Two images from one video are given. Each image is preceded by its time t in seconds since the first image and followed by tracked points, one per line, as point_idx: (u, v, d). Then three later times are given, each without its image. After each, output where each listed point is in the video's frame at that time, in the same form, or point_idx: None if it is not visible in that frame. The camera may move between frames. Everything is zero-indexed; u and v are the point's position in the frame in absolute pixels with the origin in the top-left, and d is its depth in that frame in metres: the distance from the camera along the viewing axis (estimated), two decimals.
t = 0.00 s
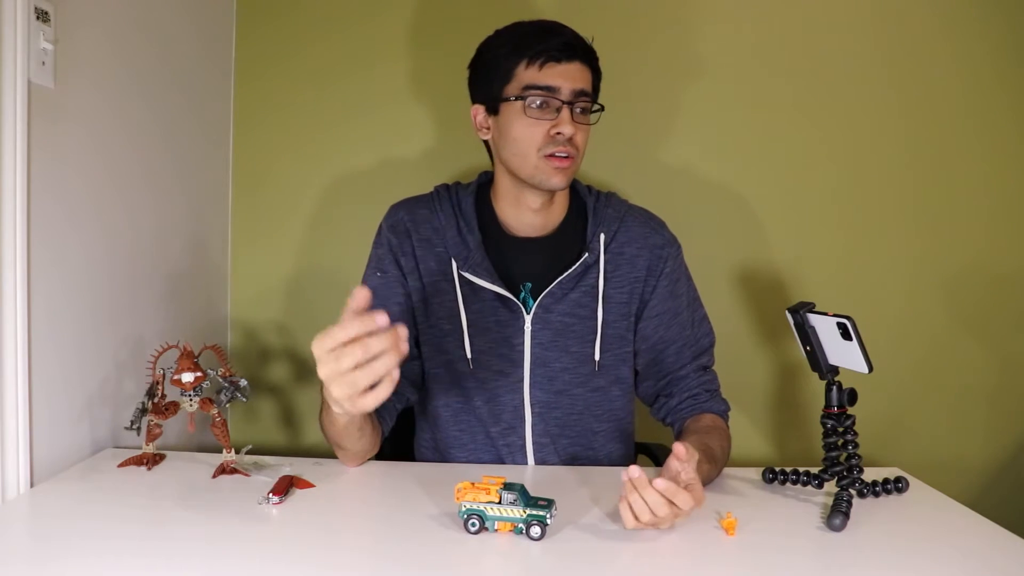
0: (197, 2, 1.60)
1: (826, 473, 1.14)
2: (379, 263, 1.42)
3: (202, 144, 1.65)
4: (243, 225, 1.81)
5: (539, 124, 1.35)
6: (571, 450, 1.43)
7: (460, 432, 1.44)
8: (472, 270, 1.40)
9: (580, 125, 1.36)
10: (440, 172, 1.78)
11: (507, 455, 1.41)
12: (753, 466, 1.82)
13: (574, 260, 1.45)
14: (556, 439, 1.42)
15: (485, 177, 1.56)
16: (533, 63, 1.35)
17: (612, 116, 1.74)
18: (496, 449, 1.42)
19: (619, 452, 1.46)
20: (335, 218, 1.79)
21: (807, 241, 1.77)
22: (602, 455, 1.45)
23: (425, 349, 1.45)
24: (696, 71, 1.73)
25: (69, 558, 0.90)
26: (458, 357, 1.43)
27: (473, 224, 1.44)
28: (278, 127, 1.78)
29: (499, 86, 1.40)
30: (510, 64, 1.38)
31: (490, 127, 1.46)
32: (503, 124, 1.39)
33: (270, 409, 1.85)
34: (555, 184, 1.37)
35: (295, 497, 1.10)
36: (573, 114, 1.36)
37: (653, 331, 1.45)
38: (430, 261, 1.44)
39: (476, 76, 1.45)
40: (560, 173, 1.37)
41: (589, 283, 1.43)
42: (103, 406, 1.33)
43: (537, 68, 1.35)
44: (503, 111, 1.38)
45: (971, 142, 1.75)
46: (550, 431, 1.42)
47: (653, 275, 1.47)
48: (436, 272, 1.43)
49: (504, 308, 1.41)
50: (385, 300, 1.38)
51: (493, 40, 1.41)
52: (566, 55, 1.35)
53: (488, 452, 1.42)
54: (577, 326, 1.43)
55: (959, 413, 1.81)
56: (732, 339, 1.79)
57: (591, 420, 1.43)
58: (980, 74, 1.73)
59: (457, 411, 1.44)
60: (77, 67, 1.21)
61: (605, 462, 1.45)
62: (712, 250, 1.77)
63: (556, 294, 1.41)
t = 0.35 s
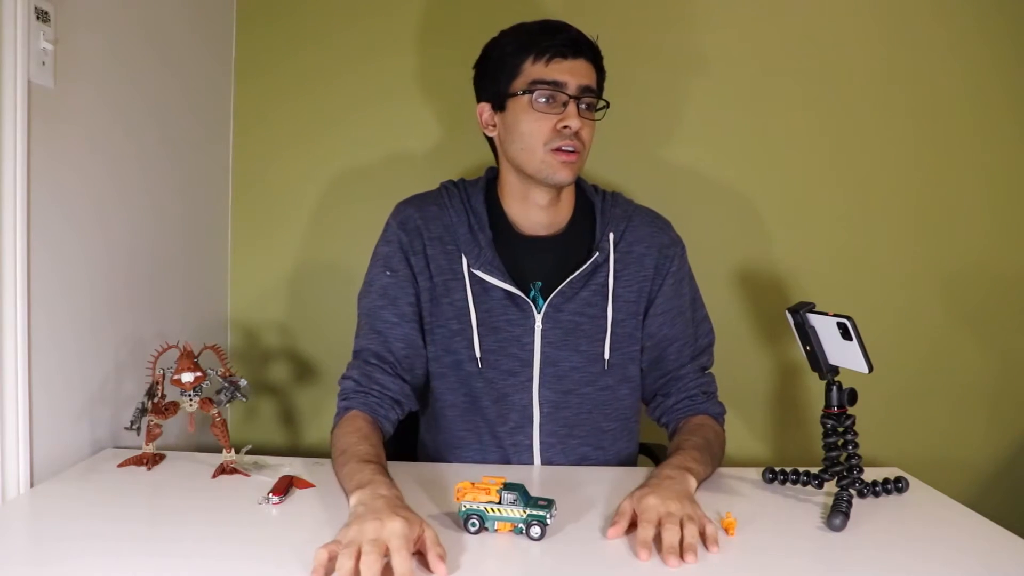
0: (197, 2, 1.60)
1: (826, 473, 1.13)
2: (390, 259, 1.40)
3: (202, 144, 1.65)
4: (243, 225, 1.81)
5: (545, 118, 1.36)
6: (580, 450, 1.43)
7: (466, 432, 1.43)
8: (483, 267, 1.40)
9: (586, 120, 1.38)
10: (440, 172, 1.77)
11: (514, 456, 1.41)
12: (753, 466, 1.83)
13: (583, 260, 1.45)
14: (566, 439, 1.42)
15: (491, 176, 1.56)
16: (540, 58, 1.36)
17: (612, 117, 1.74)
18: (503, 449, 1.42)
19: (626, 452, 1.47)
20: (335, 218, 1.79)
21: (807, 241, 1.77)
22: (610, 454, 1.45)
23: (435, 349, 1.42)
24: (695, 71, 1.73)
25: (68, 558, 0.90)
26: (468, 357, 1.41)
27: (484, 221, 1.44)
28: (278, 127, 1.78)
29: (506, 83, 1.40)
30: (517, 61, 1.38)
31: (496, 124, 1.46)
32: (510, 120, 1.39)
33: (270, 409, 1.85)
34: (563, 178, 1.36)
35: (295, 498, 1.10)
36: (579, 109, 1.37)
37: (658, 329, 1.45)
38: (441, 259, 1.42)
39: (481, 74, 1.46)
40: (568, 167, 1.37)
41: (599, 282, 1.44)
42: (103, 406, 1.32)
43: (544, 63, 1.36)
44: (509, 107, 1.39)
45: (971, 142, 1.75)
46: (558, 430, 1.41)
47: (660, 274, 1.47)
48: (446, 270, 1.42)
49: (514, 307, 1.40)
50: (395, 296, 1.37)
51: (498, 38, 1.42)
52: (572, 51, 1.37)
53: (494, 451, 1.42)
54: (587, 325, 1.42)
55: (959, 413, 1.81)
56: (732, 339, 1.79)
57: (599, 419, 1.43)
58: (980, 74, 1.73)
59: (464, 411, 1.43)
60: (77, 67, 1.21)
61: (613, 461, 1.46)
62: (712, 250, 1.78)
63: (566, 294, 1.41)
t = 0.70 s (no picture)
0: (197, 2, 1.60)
1: (826, 473, 1.13)
2: (390, 262, 1.40)
3: (202, 144, 1.65)
4: (243, 225, 1.81)
5: (529, 116, 1.36)
6: (586, 451, 1.43)
7: (469, 433, 1.43)
8: (485, 268, 1.40)
9: (574, 115, 1.37)
10: (440, 172, 1.77)
11: (518, 455, 1.41)
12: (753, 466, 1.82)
13: (588, 259, 1.45)
14: (572, 439, 1.42)
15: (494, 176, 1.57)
16: (523, 56, 1.37)
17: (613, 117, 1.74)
18: (506, 449, 1.42)
19: (629, 452, 1.46)
20: (334, 218, 1.79)
21: (807, 241, 1.77)
22: (615, 454, 1.45)
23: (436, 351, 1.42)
24: (695, 71, 1.73)
25: (69, 558, 0.90)
26: (469, 358, 1.41)
27: (485, 222, 1.44)
28: (278, 127, 1.78)
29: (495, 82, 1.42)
30: (505, 60, 1.40)
31: (491, 124, 1.47)
32: (500, 120, 1.41)
33: (270, 409, 1.85)
34: (550, 173, 1.37)
35: (295, 497, 1.10)
36: (566, 104, 1.37)
37: (663, 328, 1.45)
38: (441, 261, 1.42)
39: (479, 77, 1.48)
40: (554, 162, 1.36)
41: (604, 281, 1.44)
42: (103, 406, 1.33)
43: (526, 60, 1.37)
44: (498, 107, 1.41)
45: (971, 142, 1.75)
46: (564, 430, 1.42)
47: (666, 273, 1.47)
48: (447, 271, 1.42)
49: (518, 307, 1.40)
50: (395, 298, 1.38)
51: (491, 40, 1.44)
52: (557, 45, 1.37)
53: (498, 451, 1.42)
54: (592, 323, 1.43)
55: (959, 413, 1.81)
56: (732, 339, 1.79)
57: (604, 418, 1.43)
58: (980, 74, 1.73)
59: (466, 412, 1.43)
60: (77, 67, 1.21)
61: (617, 461, 1.45)
62: (712, 250, 1.78)
63: (570, 292, 1.41)
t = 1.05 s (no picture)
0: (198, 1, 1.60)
1: (826, 473, 1.13)
2: (381, 264, 1.42)
3: (202, 143, 1.65)
4: (243, 226, 1.81)
5: (492, 118, 1.37)
6: (578, 450, 1.43)
7: (463, 433, 1.43)
8: (475, 269, 1.40)
9: (537, 110, 1.36)
10: (440, 172, 1.77)
11: (513, 455, 1.41)
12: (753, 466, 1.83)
13: (580, 259, 1.45)
14: (563, 439, 1.42)
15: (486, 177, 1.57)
16: (480, 61, 1.39)
17: (613, 117, 1.75)
18: (500, 449, 1.41)
19: (622, 452, 1.47)
20: (334, 218, 1.79)
21: (807, 241, 1.77)
22: (606, 454, 1.45)
23: (428, 351, 1.44)
24: (695, 71, 1.73)
25: (69, 558, 0.89)
26: (462, 357, 1.42)
27: (473, 223, 1.44)
28: (278, 127, 1.78)
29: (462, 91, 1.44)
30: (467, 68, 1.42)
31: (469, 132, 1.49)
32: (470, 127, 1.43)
33: (270, 409, 1.85)
34: (521, 170, 1.36)
35: (295, 498, 1.10)
36: (527, 101, 1.37)
37: (659, 330, 1.45)
38: (431, 261, 1.43)
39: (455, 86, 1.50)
40: (523, 159, 1.36)
41: (597, 282, 1.43)
42: (103, 406, 1.32)
43: (483, 64, 1.38)
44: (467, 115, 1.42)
45: (971, 142, 1.75)
46: (557, 430, 1.41)
47: (661, 274, 1.47)
48: (437, 272, 1.43)
49: (509, 307, 1.40)
50: (385, 298, 1.40)
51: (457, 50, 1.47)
52: (513, 46, 1.38)
53: (493, 452, 1.42)
54: (585, 325, 1.42)
55: (958, 413, 1.81)
56: (732, 339, 1.79)
57: (596, 418, 1.43)
58: (980, 74, 1.73)
59: (461, 412, 1.43)
60: (77, 67, 1.21)
61: (609, 461, 1.45)
62: (712, 250, 1.78)
63: (561, 292, 1.41)
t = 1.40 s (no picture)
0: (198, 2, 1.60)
1: (826, 473, 1.13)
2: (377, 264, 1.42)
3: (202, 143, 1.65)
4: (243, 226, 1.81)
5: (488, 117, 1.37)
6: (572, 450, 1.42)
7: (458, 433, 1.43)
8: (469, 268, 1.40)
9: (535, 110, 1.37)
10: (440, 172, 1.77)
11: (508, 455, 1.40)
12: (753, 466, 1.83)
13: (574, 260, 1.46)
14: (557, 439, 1.41)
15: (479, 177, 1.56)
16: (478, 59, 1.38)
17: (613, 118, 1.75)
18: (495, 449, 1.41)
19: (615, 452, 1.46)
20: (334, 218, 1.79)
21: (807, 241, 1.77)
22: (600, 454, 1.44)
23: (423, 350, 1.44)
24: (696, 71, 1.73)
25: (69, 558, 0.89)
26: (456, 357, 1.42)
27: (468, 224, 1.44)
28: (278, 127, 1.78)
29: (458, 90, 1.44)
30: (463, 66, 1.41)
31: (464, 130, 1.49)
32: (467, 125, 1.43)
33: (270, 410, 1.85)
34: (517, 171, 1.37)
35: (295, 497, 1.10)
36: (525, 100, 1.37)
37: (653, 332, 1.45)
38: (426, 261, 1.43)
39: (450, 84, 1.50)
40: (518, 159, 1.36)
41: (590, 283, 1.44)
42: (103, 406, 1.32)
43: (482, 63, 1.38)
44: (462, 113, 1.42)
45: (970, 141, 1.75)
46: (551, 430, 1.41)
47: (654, 276, 1.47)
48: (431, 271, 1.43)
49: (503, 306, 1.40)
50: (380, 297, 1.39)
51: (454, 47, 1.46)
52: (510, 45, 1.38)
53: (488, 451, 1.41)
54: (578, 325, 1.43)
55: (958, 413, 1.81)
56: (732, 340, 1.79)
57: (590, 418, 1.43)
58: (981, 74, 1.73)
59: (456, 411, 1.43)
60: (77, 67, 1.21)
61: (603, 461, 1.44)
62: (712, 250, 1.78)
63: (555, 292, 1.41)
